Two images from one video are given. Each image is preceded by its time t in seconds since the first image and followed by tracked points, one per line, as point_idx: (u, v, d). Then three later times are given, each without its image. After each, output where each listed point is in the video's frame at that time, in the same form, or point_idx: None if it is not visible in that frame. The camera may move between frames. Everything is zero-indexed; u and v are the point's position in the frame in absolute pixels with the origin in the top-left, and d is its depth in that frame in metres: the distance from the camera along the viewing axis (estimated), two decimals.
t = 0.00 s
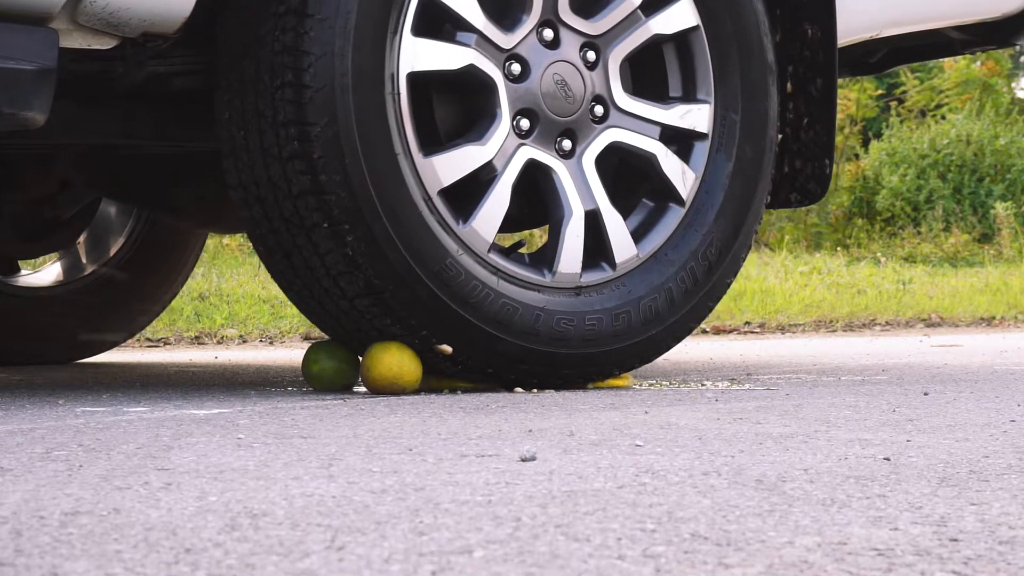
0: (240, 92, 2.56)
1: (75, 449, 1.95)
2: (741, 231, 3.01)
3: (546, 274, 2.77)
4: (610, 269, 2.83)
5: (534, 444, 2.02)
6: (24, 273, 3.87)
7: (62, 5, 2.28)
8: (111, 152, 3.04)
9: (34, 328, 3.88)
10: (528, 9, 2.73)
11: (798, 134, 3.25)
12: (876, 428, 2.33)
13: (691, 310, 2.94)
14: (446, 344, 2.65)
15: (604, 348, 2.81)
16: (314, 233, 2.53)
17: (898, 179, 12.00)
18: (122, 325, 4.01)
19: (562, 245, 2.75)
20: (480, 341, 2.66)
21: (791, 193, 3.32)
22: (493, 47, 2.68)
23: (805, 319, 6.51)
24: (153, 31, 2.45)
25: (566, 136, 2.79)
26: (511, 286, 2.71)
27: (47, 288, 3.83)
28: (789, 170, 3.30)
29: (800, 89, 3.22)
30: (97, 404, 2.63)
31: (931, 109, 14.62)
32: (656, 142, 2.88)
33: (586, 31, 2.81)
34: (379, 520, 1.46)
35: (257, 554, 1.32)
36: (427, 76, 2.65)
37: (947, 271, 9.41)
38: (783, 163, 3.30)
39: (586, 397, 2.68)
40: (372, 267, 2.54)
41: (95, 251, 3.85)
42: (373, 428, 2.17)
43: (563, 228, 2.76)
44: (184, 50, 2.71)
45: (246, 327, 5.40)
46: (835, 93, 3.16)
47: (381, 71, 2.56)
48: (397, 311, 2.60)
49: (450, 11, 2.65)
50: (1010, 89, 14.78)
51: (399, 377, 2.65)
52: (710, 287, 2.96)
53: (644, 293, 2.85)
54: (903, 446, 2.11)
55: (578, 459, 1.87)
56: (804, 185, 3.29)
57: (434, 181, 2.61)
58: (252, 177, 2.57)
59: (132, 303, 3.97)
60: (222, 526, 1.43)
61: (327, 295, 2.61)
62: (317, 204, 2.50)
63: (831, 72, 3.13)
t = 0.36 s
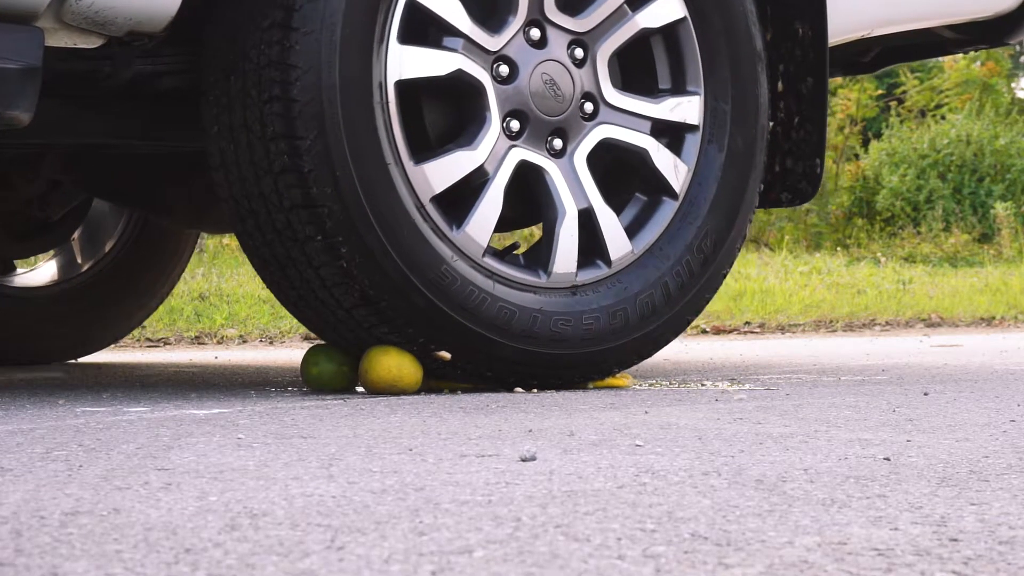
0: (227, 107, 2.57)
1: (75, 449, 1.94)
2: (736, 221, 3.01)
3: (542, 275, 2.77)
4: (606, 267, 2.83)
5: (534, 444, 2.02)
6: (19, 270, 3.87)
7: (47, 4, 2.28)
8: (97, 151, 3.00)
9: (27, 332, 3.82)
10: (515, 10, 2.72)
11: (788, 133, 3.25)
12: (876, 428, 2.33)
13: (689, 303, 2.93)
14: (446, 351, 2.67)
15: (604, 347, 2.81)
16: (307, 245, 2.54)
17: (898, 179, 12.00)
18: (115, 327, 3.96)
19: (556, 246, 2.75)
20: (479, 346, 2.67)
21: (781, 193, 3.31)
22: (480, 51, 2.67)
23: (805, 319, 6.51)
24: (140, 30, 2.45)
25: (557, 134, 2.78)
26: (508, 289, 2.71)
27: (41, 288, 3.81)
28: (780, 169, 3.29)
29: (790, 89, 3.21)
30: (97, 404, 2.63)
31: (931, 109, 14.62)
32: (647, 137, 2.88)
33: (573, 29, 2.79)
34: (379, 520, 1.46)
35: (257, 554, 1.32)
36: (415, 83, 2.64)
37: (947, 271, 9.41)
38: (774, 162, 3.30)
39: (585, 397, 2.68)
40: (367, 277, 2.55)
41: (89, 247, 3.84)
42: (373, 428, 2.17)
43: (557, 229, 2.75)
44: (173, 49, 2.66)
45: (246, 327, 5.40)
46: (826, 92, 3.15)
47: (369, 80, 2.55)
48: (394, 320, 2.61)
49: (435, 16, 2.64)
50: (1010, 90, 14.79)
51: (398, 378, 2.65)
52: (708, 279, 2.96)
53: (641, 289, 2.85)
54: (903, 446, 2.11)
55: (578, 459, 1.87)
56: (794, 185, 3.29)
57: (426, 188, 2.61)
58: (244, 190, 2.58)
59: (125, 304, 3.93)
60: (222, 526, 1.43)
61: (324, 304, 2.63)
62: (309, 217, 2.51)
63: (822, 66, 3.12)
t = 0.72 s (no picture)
0: (219, 117, 2.53)
1: (75, 449, 1.94)
2: (731, 213, 3.01)
3: (538, 276, 2.77)
4: (602, 264, 2.83)
5: (534, 444, 2.02)
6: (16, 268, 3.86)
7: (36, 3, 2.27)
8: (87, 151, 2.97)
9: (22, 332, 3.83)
10: (505, 11, 2.71)
11: (782, 131, 3.25)
12: (876, 428, 2.33)
13: (686, 297, 2.93)
14: (445, 356, 2.67)
15: (603, 346, 2.81)
16: (303, 255, 2.53)
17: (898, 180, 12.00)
18: (112, 326, 3.94)
19: (552, 246, 2.75)
20: (479, 350, 2.67)
21: (774, 192, 3.31)
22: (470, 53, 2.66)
23: (805, 319, 6.51)
24: (130, 29, 2.44)
25: (551, 134, 2.78)
26: (505, 291, 2.71)
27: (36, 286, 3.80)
28: (774, 168, 3.31)
29: (784, 89, 3.20)
30: (96, 405, 2.63)
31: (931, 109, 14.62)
32: (641, 134, 2.89)
33: (563, 27, 2.79)
34: (379, 520, 1.46)
35: (257, 554, 1.32)
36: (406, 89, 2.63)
37: (947, 271, 9.41)
38: (767, 162, 3.31)
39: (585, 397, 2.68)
40: (365, 286, 2.54)
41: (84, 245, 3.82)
42: (373, 428, 2.17)
43: (552, 229, 2.76)
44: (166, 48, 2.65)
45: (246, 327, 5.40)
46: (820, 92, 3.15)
47: (359, 87, 2.54)
48: (392, 327, 2.61)
49: (424, 21, 2.63)
50: (1009, 90, 14.79)
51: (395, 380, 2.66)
52: (705, 272, 2.96)
53: (638, 286, 2.85)
54: (903, 446, 2.11)
55: (578, 459, 1.87)
56: (788, 184, 3.30)
57: (422, 195, 2.60)
58: (238, 202, 2.56)
59: (121, 303, 3.91)
60: (222, 526, 1.43)
61: (321, 313, 2.61)
62: (305, 227, 2.49)
63: (814, 66, 3.12)
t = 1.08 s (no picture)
0: (208, 132, 2.52)
1: (75, 449, 1.94)
2: (726, 204, 3.01)
3: (533, 279, 2.77)
4: (598, 262, 2.83)
5: (534, 444, 2.02)
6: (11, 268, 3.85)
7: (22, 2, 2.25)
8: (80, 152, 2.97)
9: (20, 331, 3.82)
10: (491, 14, 2.70)
11: (774, 130, 3.24)
12: (876, 428, 2.33)
13: (683, 290, 2.94)
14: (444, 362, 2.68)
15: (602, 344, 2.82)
16: (299, 268, 2.53)
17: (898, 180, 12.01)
18: (110, 323, 3.93)
19: (547, 248, 2.75)
20: (479, 355, 2.68)
21: (766, 192, 3.31)
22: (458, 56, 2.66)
23: (805, 319, 6.51)
24: (116, 28, 2.42)
25: (542, 133, 2.78)
26: (501, 294, 2.71)
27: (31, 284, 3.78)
28: (764, 168, 3.29)
29: (775, 87, 3.20)
30: (96, 405, 2.63)
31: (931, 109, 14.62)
32: (634, 130, 2.87)
33: (551, 26, 2.78)
34: (379, 520, 1.46)
35: (257, 554, 1.32)
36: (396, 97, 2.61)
37: (947, 271, 9.41)
38: (757, 163, 3.28)
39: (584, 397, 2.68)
40: (361, 296, 2.55)
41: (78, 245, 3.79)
42: (373, 428, 2.17)
43: (546, 230, 2.75)
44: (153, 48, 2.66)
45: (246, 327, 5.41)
46: (812, 91, 3.15)
47: (348, 97, 2.52)
48: (390, 335, 2.61)
49: (410, 28, 2.61)
50: (1009, 90, 14.80)
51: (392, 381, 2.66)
52: (701, 264, 2.97)
53: (634, 282, 2.86)
54: (903, 446, 2.11)
55: (578, 459, 1.87)
56: (779, 185, 3.28)
57: (414, 203, 2.60)
58: (231, 216, 2.55)
59: (118, 300, 3.89)
60: (223, 526, 1.43)
61: (319, 322, 2.62)
62: (299, 240, 2.49)
63: (806, 70, 3.13)
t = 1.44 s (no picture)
0: (201, 143, 2.52)
1: (75, 449, 1.94)
2: (722, 196, 3.01)
3: (531, 279, 2.77)
4: (596, 260, 2.83)
5: (534, 444, 2.02)
6: (9, 268, 3.86)
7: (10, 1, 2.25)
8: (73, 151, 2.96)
9: (19, 331, 3.82)
10: (481, 14, 2.69)
11: (768, 130, 3.24)
12: (875, 428, 2.33)
13: (680, 285, 2.94)
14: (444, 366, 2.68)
15: (602, 341, 2.83)
16: (296, 277, 2.53)
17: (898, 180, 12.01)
18: (107, 323, 3.93)
19: (545, 247, 2.75)
20: (479, 358, 2.69)
21: (760, 193, 3.29)
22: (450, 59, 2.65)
23: (805, 319, 6.51)
24: (108, 27, 2.41)
25: (537, 133, 2.78)
26: (499, 295, 2.71)
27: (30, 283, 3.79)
28: (758, 168, 3.28)
29: (770, 86, 3.20)
30: (96, 405, 2.63)
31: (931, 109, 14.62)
32: (627, 126, 2.88)
33: (542, 24, 2.77)
34: (379, 520, 1.46)
35: (257, 554, 1.32)
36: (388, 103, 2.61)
37: (947, 271, 9.41)
38: (751, 163, 3.28)
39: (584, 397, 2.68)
40: (358, 303, 2.55)
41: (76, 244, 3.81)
42: (373, 428, 2.17)
43: (543, 229, 2.75)
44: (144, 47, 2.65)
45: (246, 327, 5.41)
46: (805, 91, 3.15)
47: (341, 105, 2.52)
48: (389, 342, 2.62)
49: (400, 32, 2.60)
50: (1009, 90, 14.80)
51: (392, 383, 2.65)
52: (699, 257, 2.97)
53: (631, 279, 2.85)
54: (903, 446, 2.11)
55: (578, 459, 1.87)
56: (773, 185, 3.27)
57: (410, 208, 2.60)
58: (226, 227, 2.55)
59: (115, 300, 3.89)
60: (223, 526, 1.43)
61: (317, 330, 2.62)
62: (296, 250, 2.49)
63: (800, 69, 3.12)
